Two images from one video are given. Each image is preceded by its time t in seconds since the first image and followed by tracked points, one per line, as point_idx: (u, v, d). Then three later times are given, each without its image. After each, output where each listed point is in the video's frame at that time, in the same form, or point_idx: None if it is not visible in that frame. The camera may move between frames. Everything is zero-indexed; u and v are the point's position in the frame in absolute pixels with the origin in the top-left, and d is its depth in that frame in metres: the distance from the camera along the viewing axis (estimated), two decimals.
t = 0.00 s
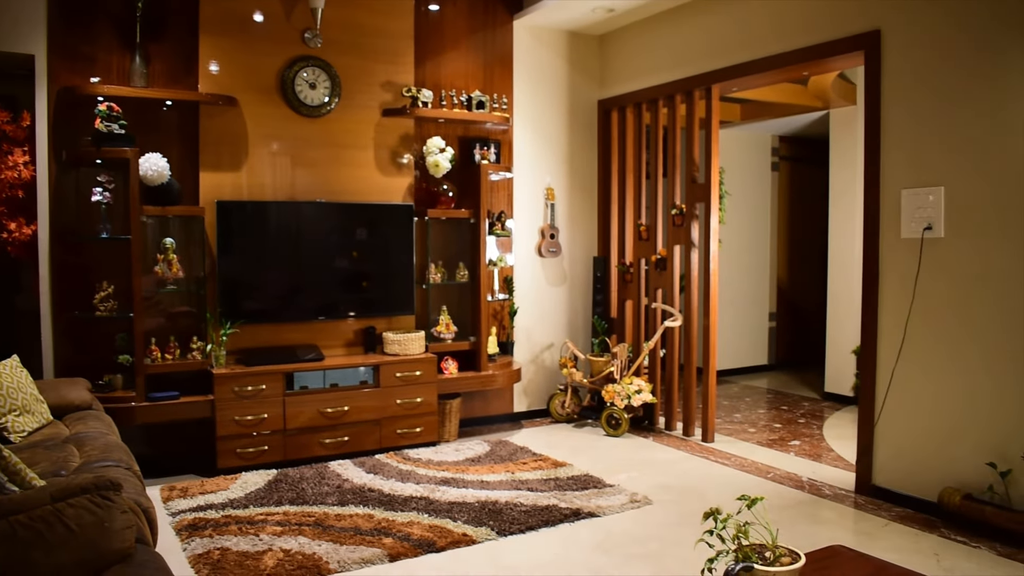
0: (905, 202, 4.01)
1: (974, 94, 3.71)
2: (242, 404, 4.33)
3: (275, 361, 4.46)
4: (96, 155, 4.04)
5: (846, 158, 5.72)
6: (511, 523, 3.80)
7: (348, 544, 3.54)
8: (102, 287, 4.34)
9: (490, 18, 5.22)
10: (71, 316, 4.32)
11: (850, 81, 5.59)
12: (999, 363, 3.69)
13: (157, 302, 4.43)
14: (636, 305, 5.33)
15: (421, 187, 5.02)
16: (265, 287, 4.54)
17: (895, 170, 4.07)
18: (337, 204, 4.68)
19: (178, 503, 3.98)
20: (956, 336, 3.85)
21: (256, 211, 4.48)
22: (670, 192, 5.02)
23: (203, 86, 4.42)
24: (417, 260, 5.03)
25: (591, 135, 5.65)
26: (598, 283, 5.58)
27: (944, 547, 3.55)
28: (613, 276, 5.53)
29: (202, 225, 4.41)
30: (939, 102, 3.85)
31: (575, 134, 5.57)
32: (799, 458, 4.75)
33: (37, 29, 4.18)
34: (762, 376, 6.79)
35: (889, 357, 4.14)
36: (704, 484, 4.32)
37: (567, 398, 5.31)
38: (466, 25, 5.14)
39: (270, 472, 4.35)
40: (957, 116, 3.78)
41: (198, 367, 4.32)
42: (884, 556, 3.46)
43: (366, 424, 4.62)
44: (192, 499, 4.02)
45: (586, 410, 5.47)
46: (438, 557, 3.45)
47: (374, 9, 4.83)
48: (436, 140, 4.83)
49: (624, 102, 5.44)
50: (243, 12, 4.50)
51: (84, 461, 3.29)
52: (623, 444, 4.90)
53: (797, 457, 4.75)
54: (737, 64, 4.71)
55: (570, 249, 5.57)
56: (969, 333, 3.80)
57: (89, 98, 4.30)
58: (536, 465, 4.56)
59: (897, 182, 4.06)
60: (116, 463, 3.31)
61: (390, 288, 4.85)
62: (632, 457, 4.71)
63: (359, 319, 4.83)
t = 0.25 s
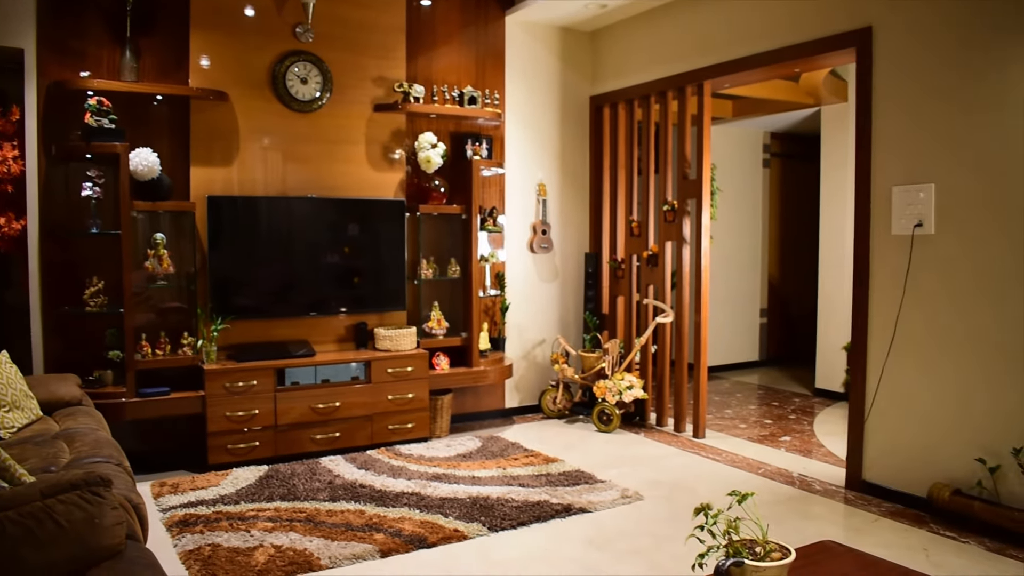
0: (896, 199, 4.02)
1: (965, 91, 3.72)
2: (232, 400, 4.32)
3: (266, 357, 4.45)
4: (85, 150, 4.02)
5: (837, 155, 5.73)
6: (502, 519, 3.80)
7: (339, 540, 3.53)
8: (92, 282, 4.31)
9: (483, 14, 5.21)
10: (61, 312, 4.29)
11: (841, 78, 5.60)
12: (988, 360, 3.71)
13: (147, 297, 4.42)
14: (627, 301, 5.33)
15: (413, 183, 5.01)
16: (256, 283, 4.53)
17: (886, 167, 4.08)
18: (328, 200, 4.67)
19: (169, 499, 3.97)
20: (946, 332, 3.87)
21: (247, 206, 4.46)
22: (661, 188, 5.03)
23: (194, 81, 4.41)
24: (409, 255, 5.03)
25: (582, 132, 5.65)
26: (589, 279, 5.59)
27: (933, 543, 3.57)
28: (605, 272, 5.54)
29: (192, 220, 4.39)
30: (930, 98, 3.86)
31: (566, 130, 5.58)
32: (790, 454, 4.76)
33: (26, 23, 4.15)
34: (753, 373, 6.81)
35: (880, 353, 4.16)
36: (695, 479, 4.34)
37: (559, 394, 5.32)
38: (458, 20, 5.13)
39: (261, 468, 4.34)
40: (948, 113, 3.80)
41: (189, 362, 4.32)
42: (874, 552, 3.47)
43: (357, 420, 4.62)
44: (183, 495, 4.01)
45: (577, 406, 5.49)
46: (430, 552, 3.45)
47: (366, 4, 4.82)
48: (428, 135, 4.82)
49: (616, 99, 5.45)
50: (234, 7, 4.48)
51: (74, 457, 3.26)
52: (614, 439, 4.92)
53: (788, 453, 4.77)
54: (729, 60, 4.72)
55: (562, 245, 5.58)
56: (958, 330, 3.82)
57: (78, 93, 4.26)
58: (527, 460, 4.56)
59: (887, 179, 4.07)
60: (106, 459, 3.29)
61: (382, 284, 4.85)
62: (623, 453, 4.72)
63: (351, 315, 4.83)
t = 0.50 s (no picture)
0: (883, 195, 4.04)
1: (952, 88, 3.74)
2: (219, 395, 4.31)
3: (253, 352, 4.44)
4: (71, 143, 3.98)
5: (824, 151, 5.76)
6: (490, 514, 3.80)
7: (327, 535, 3.53)
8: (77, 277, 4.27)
9: (471, 8, 5.20)
10: (46, 307, 4.26)
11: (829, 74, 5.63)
12: (972, 355, 3.74)
13: (133, 292, 4.38)
14: (615, 297, 5.35)
15: (401, 178, 5.00)
16: (243, 278, 4.51)
17: (873, 163, 4.10)
18: (316, 195, 4.66)
19: (155, 495, 3.96)
20: (931, 327, 3.90)
21: (234, 201, 4.45)
22: (649, 184, 5.04)
23: (181, 75, 4.38)
24: (397, 251, 5.03)
25: (571, 127, 5.66)
26: (577, 275, 5.60)
27: (918, 537, 3.59)
28: (593, 268, 5.55)
29: (179, 215, 4.37)
30: (917, 95, 3.88)
31: (555, 126, 5.59)
32: (776, 449, 4.79)
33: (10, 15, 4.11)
34: (740, 368, 6.84)
35: (866, 348, 4.18)
36: (683, 474, 4.35)
37: (547, 389, 5.33)
38: (447, 15, 5.12)
39: (248, 463, 4.33)
40: (934, 110, 3.82)
41: (176, 358, 4.30)
42: (860, 546, 3.50)
43: (345, 415, 4.61)
44: (170, 491, 4.00)
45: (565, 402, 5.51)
46: (418, 547, 3.45)
47: None
48: (416, 130, 4.82)
49: (605, 94, 5.45)
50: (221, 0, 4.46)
51: (60, 453, 3.23)
52: (602, 434, 4.93)
53: (774, 448, 4.79)
54: (717, 56, 4.73)
55: (550, 240, 5.59)
56: (943, 325, 3.84)
57: (64, 86, 4.22)
58: (515, 456, 4.57)
59: (874, 175, 4.09)
60: (92, 455, 3.23)
61: (369, 279, 4.84)
62: (611, 448, 4.73)
63: (338, 310, 4.82)
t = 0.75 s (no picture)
0: (871, 190, 4.06)
1: (940, 85, 3.76)
2: (208, 390, 4.29)
3: (242, 346, 4.42)
4: (58, 136, 3.96)
5: (813, 147, 5.78)
6: (479, 509, 3.81)
7: (316, 530, 3.53)
8: (64, 271, 4.24)
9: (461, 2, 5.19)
10: (33, 301, 4.23)
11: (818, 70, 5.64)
12: (958, 350, 3.76)
13: (121, 286, 4.37)
14: (605, 292, 5.36)
15: (390, 172, 5.01)
16: (232, 272, 4.50)
17: (862, 158, 4.11)
18: (305, 189, 4.65)
19: (143, 490, 3.94)
20: (918, 323, 3.92)
21: (223, 195, 4.44)
22: (639, 179, 5.05)
23: (169, 68, 4.36)
24: (386, 245, 5.03)
25: (560, 122, 5.67)
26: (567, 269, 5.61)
27: (905, 530, 3.61)
28: (582, 262, 5.57)
29: (167, 209, 4.35)
30: (905, 91, 3.90)
31: (544, 121, 5.59)
32: (765, 443, 4.81)
33: None
34: (729, 363, 6.87)
35: (854, 343, 4.20)
36: (672, 469, 4.36)
37: (536, 384, 5.34)
38: (437, 9, 5.10)
39: (237, 458, 4.32)
40: (923, 106, 3.83)
41: (164, 353, 4.29)
42: (848, 540, 3.52)
43: (333, 410, 4.61)
44: (158, 486, 3.98)
45: (554, 396, 5.52)
46: (407, 542, 3.45)
47: None
48: (405, 125, 4.81)
49: (595, 89, 5.46)
50: None
51: (47, 448, 3.19)
52: (591, 429, 4.94)
53: (763, 442, 4.82)
54: (707, 52, 4.73)
55: (539, 235, 5.60)
56: (930, 320, 3.87)
57: (51, 79, 4.19)
58: (504, 450, 4.57)
59: (863, 171, 4.11)
60: (80, 450, 3.20)
61: (359, 274, 4.83)
62: (600, 442, 4.74)
63: (327, 304, 4.82)
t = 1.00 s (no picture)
0: (859, 188, 4.08)
1: (928, 83, 3.78)
2: (197, 388, 4.28)
3: (231, 344, 4.41)
4: (45, 133, 3.93)
5: (802, 145, 5.80)
6: (469, 506, 3.81)
7: (305, 528, 3.52)
8: (51, 268, 4.22)
9: None
10: (20, 298, 4.20)
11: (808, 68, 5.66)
12: (946, 347, 3.78)
13: (109, 284, 4.35)
14: (595, 289, 5.37)
15: (380, 169, 5.01)
16: (221, 269, 4.49)
17: (851, 156, 4.13)
18: (295, 186, 4.63)
19: (132, 488, 3.93)
20: (906, 320, 3.94)
21: (212, 192, 4.42)
22: (629, 176, 5.06)
23: (157, 64, 4.34)
24: (375, 242, 5.02)
25: (550, 119, 5.67)
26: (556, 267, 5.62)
27: (892, 527, 3.63)
28: (572, 260, 5.58)
29: (155, 206, 4.33)
30: (893, 89, 3.92)
31: (534, 118, 5.59)
32: (753, 440, 4.83)
33: None
34: (719, 360, 6.89)
35: (842, 340, 4.22)
36: (661, 466, 4.37)
37: (526, 381, 5.35)
38: (427, 5, 5.09)
39: (226, 456, 4.31)
40: (909, 104, 3.86)
41: (152, 350, 4.26)
42: (836, 536, 3.53)
43: (323, 408, 4.60)
44: (146, 484, 3.97)
45: (544, 393, 5.53)
46: (396, 540, 3.45)
47: None
48: (395, 122, 4.81)
49: (585, 87, 5.46)
50: None
51: (35, 445, 3.14)
52: (581, 426, 4.95)
53: (751, 439, 4.83)
54: (697, 50, 4.74)
55: (529, 232, 5.61)
56: (918, 317, 3.89)
57: (38, 75, 4.16)
58: (494, 448, 4.57)
59: (852, 169, 4.12)
60: (67, 449, 3.14)
61: (348, 271, 4.83)
62: (590, 439, 4.75)
63: (317, 302, 4.81)
